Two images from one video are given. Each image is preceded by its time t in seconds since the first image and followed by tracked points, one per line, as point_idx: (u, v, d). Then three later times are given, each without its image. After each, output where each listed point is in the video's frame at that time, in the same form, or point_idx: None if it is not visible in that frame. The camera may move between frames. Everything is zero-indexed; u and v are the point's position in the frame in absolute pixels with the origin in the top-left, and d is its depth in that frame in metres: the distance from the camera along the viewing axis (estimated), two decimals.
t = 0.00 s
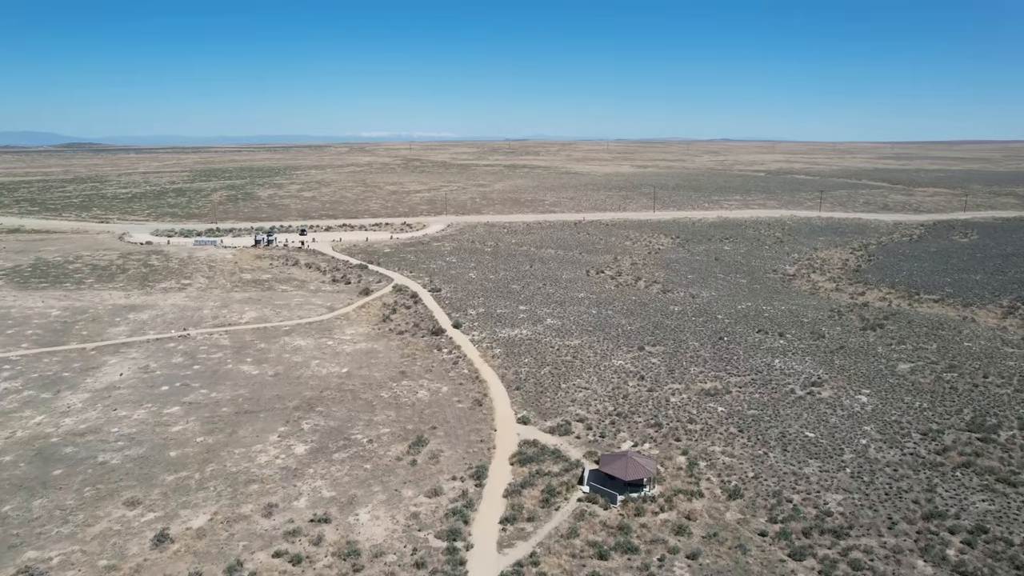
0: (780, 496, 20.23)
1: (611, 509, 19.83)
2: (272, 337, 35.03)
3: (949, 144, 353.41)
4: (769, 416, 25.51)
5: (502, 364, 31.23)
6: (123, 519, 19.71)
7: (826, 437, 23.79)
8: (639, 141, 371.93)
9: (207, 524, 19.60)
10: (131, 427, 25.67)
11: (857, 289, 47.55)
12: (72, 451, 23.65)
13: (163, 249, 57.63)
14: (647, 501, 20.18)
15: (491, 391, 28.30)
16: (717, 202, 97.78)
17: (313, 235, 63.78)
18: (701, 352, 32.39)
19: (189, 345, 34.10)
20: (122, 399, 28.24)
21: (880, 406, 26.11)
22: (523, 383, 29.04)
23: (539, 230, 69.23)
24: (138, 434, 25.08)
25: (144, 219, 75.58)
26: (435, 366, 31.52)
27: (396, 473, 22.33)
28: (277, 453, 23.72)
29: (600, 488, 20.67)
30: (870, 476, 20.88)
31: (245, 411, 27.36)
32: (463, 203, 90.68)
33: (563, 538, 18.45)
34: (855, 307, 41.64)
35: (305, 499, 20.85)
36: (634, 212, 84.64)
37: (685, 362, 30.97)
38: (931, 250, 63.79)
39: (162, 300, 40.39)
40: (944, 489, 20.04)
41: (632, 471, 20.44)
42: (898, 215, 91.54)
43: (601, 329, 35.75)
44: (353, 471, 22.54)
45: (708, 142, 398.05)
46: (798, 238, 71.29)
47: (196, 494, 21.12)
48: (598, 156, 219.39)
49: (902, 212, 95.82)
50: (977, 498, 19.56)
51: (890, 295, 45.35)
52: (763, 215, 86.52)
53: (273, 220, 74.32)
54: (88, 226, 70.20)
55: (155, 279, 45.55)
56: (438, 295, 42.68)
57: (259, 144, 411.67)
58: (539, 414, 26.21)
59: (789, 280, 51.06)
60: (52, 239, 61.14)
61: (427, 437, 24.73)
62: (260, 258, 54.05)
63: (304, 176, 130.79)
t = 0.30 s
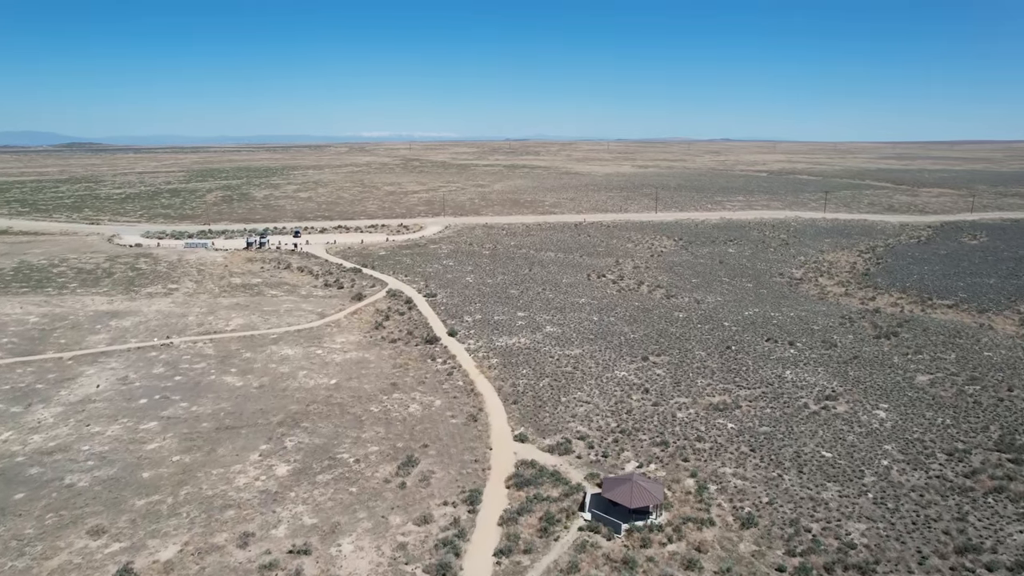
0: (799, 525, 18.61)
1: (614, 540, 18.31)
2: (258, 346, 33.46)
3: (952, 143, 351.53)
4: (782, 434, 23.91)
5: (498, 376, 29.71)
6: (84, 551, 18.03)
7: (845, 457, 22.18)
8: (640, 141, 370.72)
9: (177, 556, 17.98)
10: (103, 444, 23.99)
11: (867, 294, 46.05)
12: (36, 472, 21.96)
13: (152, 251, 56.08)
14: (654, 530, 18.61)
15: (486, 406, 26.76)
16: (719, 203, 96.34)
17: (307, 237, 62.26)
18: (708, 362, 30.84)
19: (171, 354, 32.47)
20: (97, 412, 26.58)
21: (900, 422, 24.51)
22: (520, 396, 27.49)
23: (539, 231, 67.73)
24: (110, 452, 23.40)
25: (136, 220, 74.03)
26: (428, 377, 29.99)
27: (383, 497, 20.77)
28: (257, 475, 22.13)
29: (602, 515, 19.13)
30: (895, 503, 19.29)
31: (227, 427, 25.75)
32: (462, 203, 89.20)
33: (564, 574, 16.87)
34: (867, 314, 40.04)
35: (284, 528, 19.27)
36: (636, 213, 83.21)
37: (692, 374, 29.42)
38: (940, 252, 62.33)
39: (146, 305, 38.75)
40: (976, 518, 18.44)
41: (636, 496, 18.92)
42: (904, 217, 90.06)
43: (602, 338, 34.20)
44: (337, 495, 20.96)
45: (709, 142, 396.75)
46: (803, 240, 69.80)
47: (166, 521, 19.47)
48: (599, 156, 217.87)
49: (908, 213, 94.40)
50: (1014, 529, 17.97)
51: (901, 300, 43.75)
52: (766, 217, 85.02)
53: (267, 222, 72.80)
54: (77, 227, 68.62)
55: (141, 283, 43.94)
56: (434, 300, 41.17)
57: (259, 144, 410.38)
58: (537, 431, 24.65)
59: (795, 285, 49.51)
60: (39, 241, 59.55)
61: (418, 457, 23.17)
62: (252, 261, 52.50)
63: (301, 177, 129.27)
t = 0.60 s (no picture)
0: (820, 560, 17.03)
1: None
2: (244, 356, 31.87)
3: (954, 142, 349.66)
4: (798, 454, 22.35)
5: (495, 388, 28.19)
6: None
7: (867, 481, 20.60)
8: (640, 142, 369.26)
9: None
10: (70, 464, 22.37)
11: (877, 300, 44.54)
12: None
13: (141, 254, 54.43)
14: (662, 565, 17.02)
15: (482, 422, 25.21)
16: (722, 204, 94.90)
17: (301, 239, 60.72)
18: (715, 375, 29.29)
19: (151, 364, 30.85)
20: (68, 428, 24.97)
21: (924, 441, 22.94)
22: (517, 411, 25.94)
23: (539, 233, 66.23)
24: (77, 473, 21.78)
25: (127, 221, 72.38)
26: (420, 390, 28.43)
27: (369, 526, 19.20)
28: (234, 500, 20.53)
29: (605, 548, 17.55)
30: (924, 535, 17.74)
31: (205, 445, 24.16)
32: (460, 204, 87.75)
33: None
34: (879, 321, 38.46)
35: (260, 561, 17.68)
36: (638, 214, 81.72)
37: (699, 388, 27.90)
38: (951, 255, 60.84)
39: (129, 312, 37.12)
40: (1014, 552, 16.88)
41: (643, 527, 17.36)
42: (911, 218, 88.57)
43: (604, 347, 32.64)
44: (319, 523, 19.39)
45: (709, 142, 395.32)
46: (809, 243, 68.29)
47: (132, 554, 17.87)
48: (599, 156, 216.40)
49: (914, 214, 92.92)
50: None
51: (914, 306, 42.19)
52: (771, 218, 83.52)
53: (261, 223, 71.27)
54: (66, 229, 66.91)
55: (126, 288, 42.30)
56: (429, 306, 39.64)
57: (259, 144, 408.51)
58: (535, 451, 23.08)
59: (803, 290, 47.94)
60: (25, 244, 57.93)
61: (407, 479, 21.62)
62: (243, 264, 50.90)
63: (298, 177, 127.72)
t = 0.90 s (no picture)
0: None
1: None
2: (228, 368, 30.26)
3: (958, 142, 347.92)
4: (816, 478, 20.73)
5: (491, 402, 26.62)
6: None
7: (893, 508, 18.98)
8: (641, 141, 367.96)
9: None
10: (33, 487, 20.70)
11: (888, 305, 43.04)
12: None
13: (129, 257, 52.81)
14: None
15: (476, 440, 23.64)
16: (725, 205, 93.45)
17: (294, 242, 59.17)
18: (724, 388, 27.70)
19: (130, 376, 29.20)
20: (35, 446, 23.31)
21: (951, 462, 21.33)
22: (514, 429, 24.37)
23: (539, 235, 64.74)
24: (39, 498, 20.11)
25: (118, 223, 70.73)
26: (412, 405, 26.86)
27: (352, 560, 17.60)
28: (208, 529, 18.92)
29: None
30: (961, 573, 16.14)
31: (181, 465, 22.53)
32: (459, 205, 86.28)
33: None
34: (893, 328, 36.83)
35: None
36: (640, 215, 80.26)
37: (707, 402, 26.33)
38: (961, 258, 59.35)
39: (110, 319, 35.46)
40: None
41: (651, 565, 15.73)
42: (917, 219, 87.17)
43: (606, 357, 31.08)
44: (299, 557, 17.79)
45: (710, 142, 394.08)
46: (815, 246, 66.81)
47: None
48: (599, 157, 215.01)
49: (920, 215, 91.50)
50: None
51: (928, 312, 40.62)
52: (775, 220, 82.01)
53: (255, 225, 69.71)
54: (55, 231, 65.27)
55: (109, 293, 40.64)
56: (424, 313, 38.11)
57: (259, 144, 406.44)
58: (532, 474, 21.52)
59: (811, 295, 46.40)
60: (11, 246, 56.26)
61: (395, 506, 20.03)
62: (233, 268, 49.32)
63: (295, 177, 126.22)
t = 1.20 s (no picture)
0: None
1: None
2: (210, 380, 28.68)
3: (960, 142, 346.19)
4: (837, 505, 19.15)
5: (486, 418, 25.09)
6: None
7: (923, 540, 17.38)
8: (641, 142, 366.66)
9: None
10: None
11: (901, 311, 41.51)
12: None
13: (116, 260, 51.22)
14: None
15: (470, 462, 22.12)
16: (728, 206, 91.90)
17: (287, 244, 57.64)
18: (734, 404, 26.18)
19: (106, 389, 27.60)
20: None
21: (982, 487, 19.73)
22: (510, 449, 22.85)
23: (539, 237, 63.23)
24: None
25: (109, 224, 69.13)
26: (403, 421, 25.32)
27: None
28: (176, 564, 17.31)
29: None
30: None
31: (153, 487, 20.91)
32: (457, 206, 84.77)
33: None
34: (908, 336, 35.23)
35: None
36: (642, 216, 78.77)
37: (716, 419, 24.81)
38: (972, 261, 57.78)
39: (90, 327, 33.86)
40: None
41: None
42: (924, 220, 85.63)
43: (608, 368, 29.54)
44: None
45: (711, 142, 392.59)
46: (821, 249, 65.26)
47: None
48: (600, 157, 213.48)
49: (927, 216, 89.88)
50: None
51: (943, 319, 39.08)
52: (780, 221, 80.48)
53: (248, 226, 68.18)
54: (43, 233, 63.69)
55: (92, 299, 39.03)
56: (418, 320, 36.58)
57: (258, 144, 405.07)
58: (529, 500, 19.99)
59: (820, 301, 44.87)
60: None
61: (382, 536, 18.47)
62: (223, 272, 47.74)
63: (292, 178, 124.65)
